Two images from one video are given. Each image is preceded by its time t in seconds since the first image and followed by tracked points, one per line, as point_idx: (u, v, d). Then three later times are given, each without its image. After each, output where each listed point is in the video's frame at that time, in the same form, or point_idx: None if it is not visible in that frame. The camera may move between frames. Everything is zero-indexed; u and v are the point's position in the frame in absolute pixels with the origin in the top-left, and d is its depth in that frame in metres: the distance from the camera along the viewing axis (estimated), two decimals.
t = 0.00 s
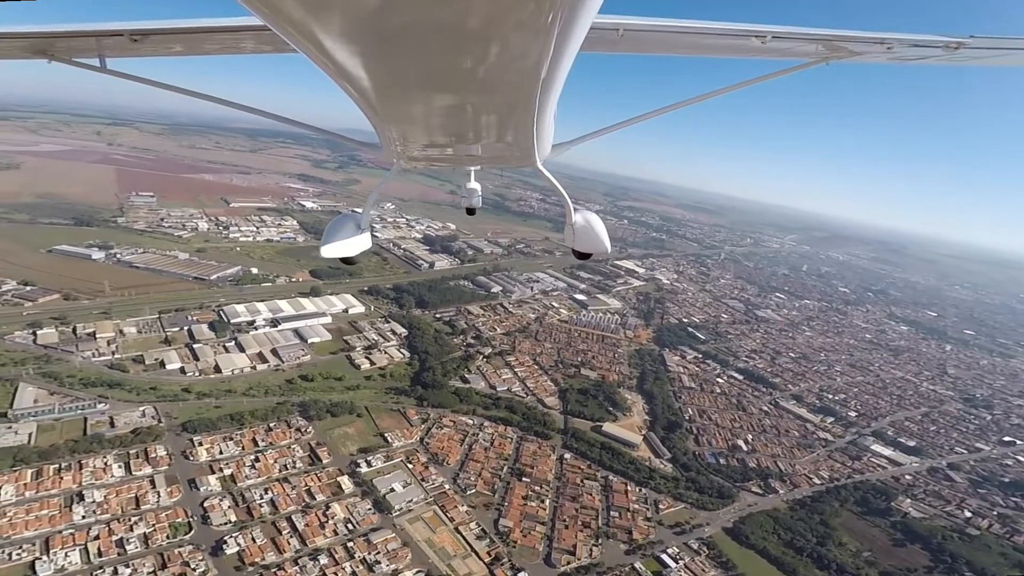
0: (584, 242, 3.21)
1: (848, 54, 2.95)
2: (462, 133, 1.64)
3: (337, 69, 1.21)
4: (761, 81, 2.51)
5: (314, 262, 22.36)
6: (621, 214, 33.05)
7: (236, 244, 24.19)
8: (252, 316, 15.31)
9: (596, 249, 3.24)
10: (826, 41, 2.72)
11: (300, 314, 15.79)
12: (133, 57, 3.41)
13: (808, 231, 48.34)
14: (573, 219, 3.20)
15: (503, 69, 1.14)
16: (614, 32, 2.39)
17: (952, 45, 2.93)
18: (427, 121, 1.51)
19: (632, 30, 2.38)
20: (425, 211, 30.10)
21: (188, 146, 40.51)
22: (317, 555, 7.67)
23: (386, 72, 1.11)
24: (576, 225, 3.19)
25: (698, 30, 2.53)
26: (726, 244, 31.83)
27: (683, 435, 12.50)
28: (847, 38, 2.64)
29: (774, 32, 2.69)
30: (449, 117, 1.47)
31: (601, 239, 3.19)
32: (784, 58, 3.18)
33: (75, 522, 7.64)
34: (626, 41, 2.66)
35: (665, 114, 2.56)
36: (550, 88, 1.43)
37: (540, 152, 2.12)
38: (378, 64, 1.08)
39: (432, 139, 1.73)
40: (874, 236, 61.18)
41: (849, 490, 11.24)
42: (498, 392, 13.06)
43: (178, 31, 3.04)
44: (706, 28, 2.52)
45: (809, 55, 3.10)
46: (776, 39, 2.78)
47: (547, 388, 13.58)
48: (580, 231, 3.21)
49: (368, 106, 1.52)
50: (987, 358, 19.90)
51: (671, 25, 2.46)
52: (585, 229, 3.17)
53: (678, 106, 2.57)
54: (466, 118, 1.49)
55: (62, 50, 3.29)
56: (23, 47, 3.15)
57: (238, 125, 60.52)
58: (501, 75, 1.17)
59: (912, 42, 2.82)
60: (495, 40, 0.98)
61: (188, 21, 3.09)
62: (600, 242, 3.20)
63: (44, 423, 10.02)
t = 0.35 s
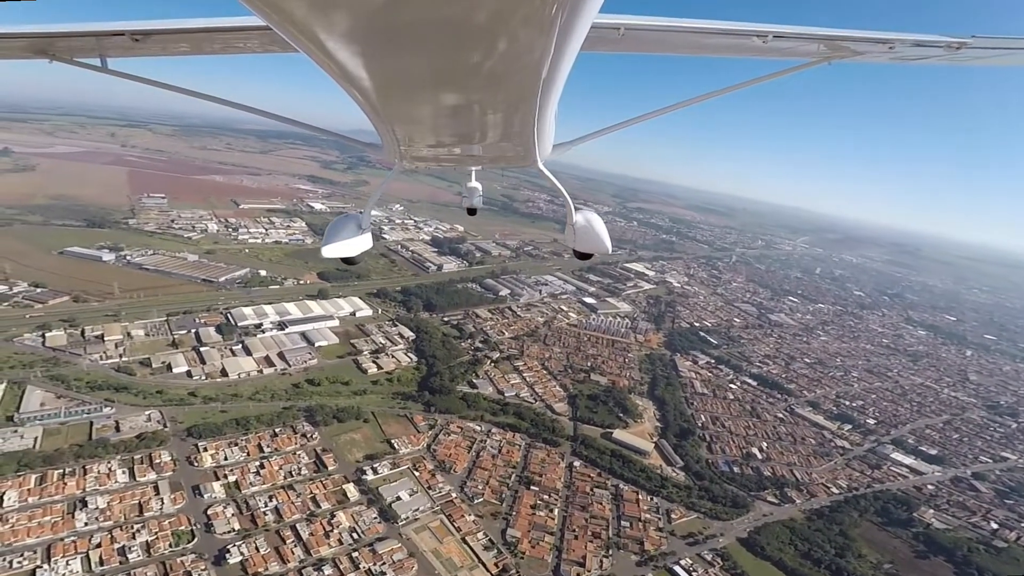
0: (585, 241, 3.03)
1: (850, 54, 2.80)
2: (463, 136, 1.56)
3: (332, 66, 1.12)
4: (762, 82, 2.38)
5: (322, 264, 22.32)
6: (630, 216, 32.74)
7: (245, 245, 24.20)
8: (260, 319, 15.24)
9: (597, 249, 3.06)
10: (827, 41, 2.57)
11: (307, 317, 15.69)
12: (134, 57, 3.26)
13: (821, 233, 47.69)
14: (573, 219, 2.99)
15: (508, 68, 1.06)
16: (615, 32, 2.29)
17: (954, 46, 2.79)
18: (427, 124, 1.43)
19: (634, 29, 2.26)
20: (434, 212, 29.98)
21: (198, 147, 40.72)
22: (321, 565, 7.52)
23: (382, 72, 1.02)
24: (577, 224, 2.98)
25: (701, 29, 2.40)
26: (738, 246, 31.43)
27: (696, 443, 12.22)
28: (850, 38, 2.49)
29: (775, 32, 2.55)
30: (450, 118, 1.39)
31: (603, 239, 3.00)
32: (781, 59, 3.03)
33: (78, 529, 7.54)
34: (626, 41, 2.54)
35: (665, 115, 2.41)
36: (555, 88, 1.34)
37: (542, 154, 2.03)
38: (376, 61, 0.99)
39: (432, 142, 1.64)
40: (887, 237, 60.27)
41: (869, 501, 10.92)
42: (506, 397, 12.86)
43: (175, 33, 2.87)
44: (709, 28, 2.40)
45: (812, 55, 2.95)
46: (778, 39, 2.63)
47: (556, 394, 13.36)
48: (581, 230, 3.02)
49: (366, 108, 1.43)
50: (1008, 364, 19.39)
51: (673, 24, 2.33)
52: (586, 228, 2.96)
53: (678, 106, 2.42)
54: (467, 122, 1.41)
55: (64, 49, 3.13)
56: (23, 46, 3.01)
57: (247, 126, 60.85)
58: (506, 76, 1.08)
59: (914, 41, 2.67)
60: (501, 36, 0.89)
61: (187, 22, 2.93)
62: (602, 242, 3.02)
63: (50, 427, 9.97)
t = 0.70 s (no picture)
0: (588, 242, 3.12)
1: (851, 54, 2.76)
2: (467, 135, 1.61)
3: (342, 70, 1.19)
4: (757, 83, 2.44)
5: (330, 267, 22.23)
6: (639, 219, 32.43)
7: (253, 247, 24.20)
8: (266, 322, 15.16)
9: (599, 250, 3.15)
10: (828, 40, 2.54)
11: (314, 320, 15.59)
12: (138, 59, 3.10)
13: (834, 237, 46.96)
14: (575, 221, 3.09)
15: (510, 64, 1.10)
16: (617, 33, 2.34)
17: (957, 45, 2.72)
18: (434, 125, 1.48)
19: (635, 29, 2.29)
20: (442, 215, 29.86)
21: (209, 149, 40.95)
22: None
23: (391, 71, 1.09)
24: (580, 226, 3.03)
25: (701, 29, 2.42)
26: (749, 250, 30.99)
27: (709, 451, 11.91)
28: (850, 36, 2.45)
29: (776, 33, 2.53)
30: (454, 118, 1.43)
31: (606, 241, 3.10)
32: (782, 58, 3.01)
33: (79, 537, 7.43)
34: (626, 40, 2.56)
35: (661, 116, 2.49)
36: (554, 86, 1.40)
37: (542, 151, 2.09)
38: (384, 60, 1.05)
39: (436, 141, 1.69)
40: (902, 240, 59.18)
41: (889, 513, 10.57)
42: (514, 403, 12.67)
43: (184, 34, 2.73)
44: (709, 28, 2.42)
45: (813, 55, 2.92)
46: (779, 38, 2.61)
47: (565, 400, 13.13)
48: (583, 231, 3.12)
49: (373, 110, 1.48)
50: None
51: (672, 24, 2.36)
52: (590, 230, 2.99)
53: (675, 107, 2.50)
54: (471, 120, 1.46)
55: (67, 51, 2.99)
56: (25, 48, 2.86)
57: (258, 129, 61.20)
58: (509, 72, 1.12)
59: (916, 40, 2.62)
60: (504, 32, 0.93)
61: (197, 22, 2.81)
62: (604, 243, 3.11)
63: (55, 431, 9.92)
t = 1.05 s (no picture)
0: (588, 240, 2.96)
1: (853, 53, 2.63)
2: (470, 133, 1.60)
3: (345, 70, 1.18)
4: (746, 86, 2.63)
5: (336, 270, 22.11)
6: (647, 220, 32.15)
7: (260, 249, 24.14)
8: (272, 325, 15.05)
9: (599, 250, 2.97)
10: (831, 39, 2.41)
11: (320, 324, 15.48)
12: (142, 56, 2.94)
13: (844, 239, 46.34)
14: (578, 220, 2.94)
15: (514, 60, 1.10)
16: (617, 32, 2.20)
17: (960, 44, 2.58)
18: (439, 123, 1.48)
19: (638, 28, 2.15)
20: (448, 216, 29.70)
21: (217, 150, 41.06)
22: None
23: (396, 66, 1.08)
24: (580, 225, 2.94)
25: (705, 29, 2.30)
26: (759, 252, 30.59)
27: (722, 459, 11.62)
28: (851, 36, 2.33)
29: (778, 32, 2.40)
30: (458, 115, 1.43)
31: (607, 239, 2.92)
32: (782, 57, 2.88)
33: (79, 546, 7.30)
34: (625, 39, 2.41)
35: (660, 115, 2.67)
36: (556, 83, 1.40)
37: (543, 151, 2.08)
38: (390, 57, 1.04)
39: (438, 141, 1.68)
40: (915, 242, 58.34)
41: (910, 522, 10.25)
42: (521, 409, 12.46)
43: (183, 35, 2.58)
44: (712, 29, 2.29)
45: (815, 55, 2.78)
46: (782, 38, 2.47)
47: (574, 406, 12.90)
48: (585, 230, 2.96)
49: (376, 111, 1.48)
50: None
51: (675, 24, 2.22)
52: (591, 228, 2.91)
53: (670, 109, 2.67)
54: (474, 117, 1.45)
55: (70, 50, 2.82)
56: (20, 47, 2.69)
57: (266, 130, 61.39)
58: (516, 65, 1.11)
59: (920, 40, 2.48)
60: (516, 25, 0.94)
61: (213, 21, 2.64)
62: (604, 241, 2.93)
63: (57, 437, 9.82)
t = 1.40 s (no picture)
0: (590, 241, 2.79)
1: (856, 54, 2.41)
2: (472, 132, 1.43)
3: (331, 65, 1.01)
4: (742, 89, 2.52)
5: (343, 272, 21.99)
6: (655, 222, 31.85)
7: (266, 250, 24.08)
8: (277, 329, 14.92)
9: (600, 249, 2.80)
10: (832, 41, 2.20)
11: (325, 327, 15.33)
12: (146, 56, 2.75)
13: (855, 241, 45.77)
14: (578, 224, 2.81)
15: (520, 57, 0.92)
16: (618, 33, 1.99)
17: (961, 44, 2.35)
18: (442, 123, 1.31)
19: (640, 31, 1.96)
20: (455, 217, 29.56)
21: (225, 151, 41.19)
22: None
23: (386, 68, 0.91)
24: (580, 225, 2.81)
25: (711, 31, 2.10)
26: (769, 254, 30.21)
27: (734, 467, 11.34)
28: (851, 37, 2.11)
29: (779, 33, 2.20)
30: (460, 116, 1.25)
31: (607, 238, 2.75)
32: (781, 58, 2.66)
33: (77, 555, 7.16)
34: (622, 39, 2.21)
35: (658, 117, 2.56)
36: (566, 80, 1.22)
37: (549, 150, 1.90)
38: (378, 54, 0.87)
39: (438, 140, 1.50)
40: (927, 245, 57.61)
41: (928, 534, 9.93)
42: (528, 415, 12.24)
43: (185, 36, 2.40)
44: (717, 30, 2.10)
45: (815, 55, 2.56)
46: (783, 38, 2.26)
47: (581, 412, 12.68)
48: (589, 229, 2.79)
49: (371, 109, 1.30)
50: None
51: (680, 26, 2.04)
52: (591, 228, 2.77)
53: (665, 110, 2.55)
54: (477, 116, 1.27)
55: (72, 50, 2.63)
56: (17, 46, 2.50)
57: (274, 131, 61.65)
58: (521, 63, 0.93)
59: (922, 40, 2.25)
60: (522, 20, 0.76)
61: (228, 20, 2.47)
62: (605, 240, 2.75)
63: (59, 442, 9.71)
